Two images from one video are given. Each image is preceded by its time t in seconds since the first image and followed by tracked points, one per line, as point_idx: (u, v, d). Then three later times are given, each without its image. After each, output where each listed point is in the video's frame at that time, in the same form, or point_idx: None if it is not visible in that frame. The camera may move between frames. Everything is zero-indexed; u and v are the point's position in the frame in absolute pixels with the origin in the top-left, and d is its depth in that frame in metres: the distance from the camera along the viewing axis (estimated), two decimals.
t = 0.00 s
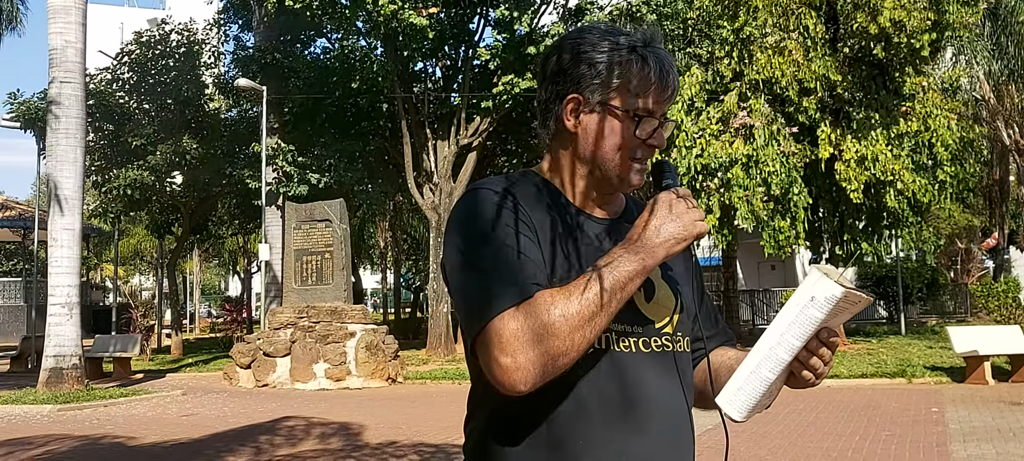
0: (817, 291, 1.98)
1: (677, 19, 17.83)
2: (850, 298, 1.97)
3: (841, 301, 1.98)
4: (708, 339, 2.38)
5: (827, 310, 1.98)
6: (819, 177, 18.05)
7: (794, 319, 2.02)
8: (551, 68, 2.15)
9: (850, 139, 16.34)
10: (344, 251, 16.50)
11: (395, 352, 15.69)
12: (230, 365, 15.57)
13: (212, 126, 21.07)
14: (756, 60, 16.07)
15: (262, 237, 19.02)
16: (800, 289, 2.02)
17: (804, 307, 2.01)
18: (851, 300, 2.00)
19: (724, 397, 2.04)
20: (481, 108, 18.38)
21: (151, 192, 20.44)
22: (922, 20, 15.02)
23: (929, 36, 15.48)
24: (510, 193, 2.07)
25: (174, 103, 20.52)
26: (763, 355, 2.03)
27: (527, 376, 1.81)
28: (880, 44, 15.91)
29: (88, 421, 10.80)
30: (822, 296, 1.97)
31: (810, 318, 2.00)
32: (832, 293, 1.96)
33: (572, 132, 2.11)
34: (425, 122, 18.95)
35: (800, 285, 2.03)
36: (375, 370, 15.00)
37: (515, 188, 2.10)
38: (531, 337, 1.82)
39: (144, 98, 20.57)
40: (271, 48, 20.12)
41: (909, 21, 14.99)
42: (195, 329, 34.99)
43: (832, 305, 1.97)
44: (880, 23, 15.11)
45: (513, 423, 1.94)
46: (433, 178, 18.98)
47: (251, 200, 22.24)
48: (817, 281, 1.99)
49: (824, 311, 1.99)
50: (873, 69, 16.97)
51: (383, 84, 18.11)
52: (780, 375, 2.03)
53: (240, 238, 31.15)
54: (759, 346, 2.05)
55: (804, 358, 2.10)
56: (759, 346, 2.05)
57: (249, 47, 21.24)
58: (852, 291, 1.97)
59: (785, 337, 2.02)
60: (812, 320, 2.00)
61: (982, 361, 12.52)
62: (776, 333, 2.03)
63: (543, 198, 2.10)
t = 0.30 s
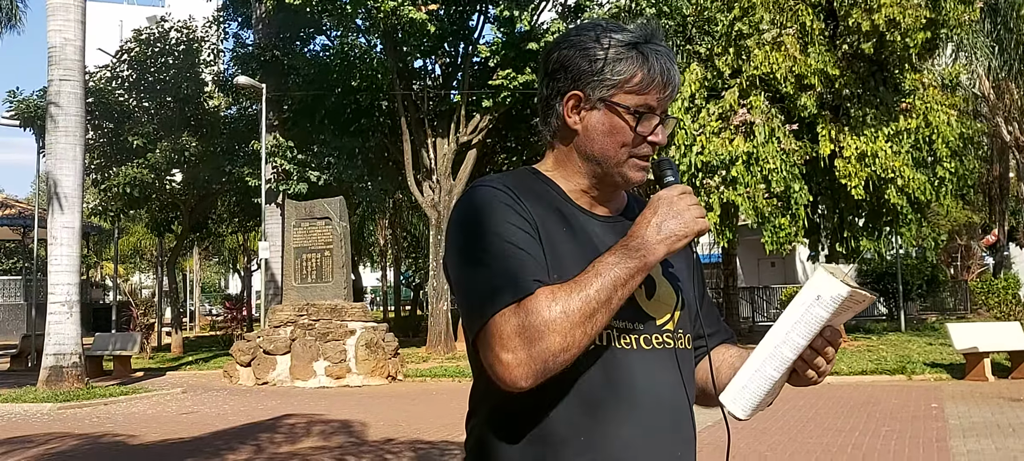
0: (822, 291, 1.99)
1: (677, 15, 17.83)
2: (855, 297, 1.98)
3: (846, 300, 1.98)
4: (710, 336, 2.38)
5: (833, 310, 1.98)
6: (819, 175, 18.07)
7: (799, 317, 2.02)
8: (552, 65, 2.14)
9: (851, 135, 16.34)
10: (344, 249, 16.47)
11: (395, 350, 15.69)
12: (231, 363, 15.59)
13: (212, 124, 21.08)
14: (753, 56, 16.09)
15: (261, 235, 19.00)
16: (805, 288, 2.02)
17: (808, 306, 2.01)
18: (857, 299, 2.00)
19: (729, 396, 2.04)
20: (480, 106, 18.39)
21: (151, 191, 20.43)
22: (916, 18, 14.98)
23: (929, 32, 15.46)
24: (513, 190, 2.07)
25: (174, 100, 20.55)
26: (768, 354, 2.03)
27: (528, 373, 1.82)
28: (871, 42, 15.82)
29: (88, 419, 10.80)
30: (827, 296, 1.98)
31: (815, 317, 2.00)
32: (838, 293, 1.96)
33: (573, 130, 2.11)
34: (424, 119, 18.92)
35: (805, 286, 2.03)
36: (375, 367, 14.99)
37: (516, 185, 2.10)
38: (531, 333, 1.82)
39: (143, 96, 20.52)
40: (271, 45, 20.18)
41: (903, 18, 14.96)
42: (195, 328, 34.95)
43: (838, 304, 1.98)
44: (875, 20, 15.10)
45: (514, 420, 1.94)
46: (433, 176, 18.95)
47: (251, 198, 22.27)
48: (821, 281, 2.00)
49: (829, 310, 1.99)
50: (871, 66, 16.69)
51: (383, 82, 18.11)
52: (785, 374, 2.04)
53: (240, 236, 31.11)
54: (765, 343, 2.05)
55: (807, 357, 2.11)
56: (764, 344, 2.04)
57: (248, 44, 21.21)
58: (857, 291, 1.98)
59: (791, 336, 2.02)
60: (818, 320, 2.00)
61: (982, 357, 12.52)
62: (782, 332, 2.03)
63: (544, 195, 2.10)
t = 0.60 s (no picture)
0: (819, 289, 1.97)
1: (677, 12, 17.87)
2: (853, 295, 1.97)
3: (844, 298, 1.97)
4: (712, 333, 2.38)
5: (829, 307, 1.97)
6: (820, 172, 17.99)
7: (796, 315, 2.01)
8: (553, 62, 2.14)
9: (849, 133, 16.37)
10: (344, 247, 16.50)
11: (395, 347, 15.68)
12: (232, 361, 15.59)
13: (212, 122, 21.06)
14: (749, 55, 16.26)
15: (262, 233, 18.99)
16: (802, 284, 2.01)
17: (805, 303, 2.00)
18: (854, 297, 1.99)
19: (728, 392, 2.05)
20: (480, 104, 18.40)
21: (151, 189, 20.43)
22: (914, 17, 14.95)
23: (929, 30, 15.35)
24: (513, 187, 2.08)
25: (174, 98, 20.49)
26: (765, 351, 2.04)
27: (529, 370, 1.82)
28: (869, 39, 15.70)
29: (89, 417, 10.82)
30: (824, 292, 1.96)
31: (811, 314, 2.00)
32: (834, 289, 1.95)
33: (574, 127, 2.11)
34: (424, 117, 18.90)
35: (802, 283, 2.02)
36: (376, 365, 14.97)
37: (517, 183, 2.10)
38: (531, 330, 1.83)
39: (143, 94, 20.52)
40: (270, 43, 20.21)
41: (901, 16, 14.96)
42: (195, 326, 34.96)
43: (834, 302, 1.96)
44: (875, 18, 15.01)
45: (515, 416, 1.94)
46: (433, 173, 18.95)
47: (251, 196, 22.29)
48: (817, 276, 1.99)
49: (825, 308, 1.98)
50: (870, 64, 16.62)
51: (383, 80, 18.14)
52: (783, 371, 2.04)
53: (240, 234, 31.13)
54: (762, 340, 2.06)
55: (807, 354, 2.11)
56: (761, 341, 2.05)
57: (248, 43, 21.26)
58: (854, 288, 1.95)
59: (788, 334, 2.02)
60: (815, 317, 2.00)
61: (983, 354, 12.53)
62: (779, 329, 2.04)
63: (546, 193, 2.10)
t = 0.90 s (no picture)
0: (824, 295, 2.00)
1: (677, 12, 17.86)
2: (857, 300, 1.98)
3: (848, 303, 1.99)
4: (714, 332, 2.39)
5: (834, 313, 1.99)
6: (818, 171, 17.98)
7: (801, 320, 2.02)
8: (552, 63, 2.14)
9: (847, 133, 16.34)
10: (344, 247, 16.51)
11: (395, 347, 15.67)
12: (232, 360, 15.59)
13: (212, 123, 20.96)
14: (749, 55, 16.28)
15: (262, 233, 18.98)
16: (807, 289, 2.03)
17: (809, 311, 2.02)
18: (858, 302, 2.01)
19: (730, 396, 2.05)
20: (480, 104, 18.40)
21: (151, 188, 20.44)
22: (917, 16, 14.80)
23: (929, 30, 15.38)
24: (513, 187, 2.08)
25: (174, 98, 20.40)
26: (770, 356, 2.04)
27: (527, 370, 1.82)
28: (874, 40, 15.54)
29: (89, 418, 10.82)
30: (829, 299, 1.99)
31: (817, 320, 2.01)
32: (840, 296, 1.97)
33: (573, 128, 2.12)
34: (424, 117, 18.88)
35: (806, 288, 2.03)
36: (377, 365, 14.98)
37: (516, 182, 2.10)
38: (530, 330, 1.83)
39: (143, 94, 20.50)
40: (270, 44, 20.15)
41: (903, 16, 14.76)
42: (195, 326, 34.95)
43: (840, 308, 1.98)
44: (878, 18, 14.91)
45: (514, 416, 1.95)
46: (433, 173, 18.94)
47: (251, 195, 22.28)
48: (823, 282, 2.01)
49: (830, 314, 2.00)
50: (870, 64, 16.55)
51: (383, 80, 18.16)
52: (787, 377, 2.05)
53: (241, 234, 31.12)
54: (766, 345, 2.06)
55: (810, 358, 2.11)
56: (766, 346, 2.05)
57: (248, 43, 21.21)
58: (859, 293, 1.98)
59: (792, 339, 2.03)
60: (820, 323, 2.01)
61: (983, 354, 12.53)
62: (783, 334, 2.04)
63: (546, 193, 2.11)
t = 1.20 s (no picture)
0: (818, 293, 1.98)
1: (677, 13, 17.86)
2: (851, 299, 1.97)
3: (842, 302, 1.97)
4: (714, 331, 2.39)
5: (828, 311, 1.98)
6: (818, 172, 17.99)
7: (795, 318, 2.01)
8: (550, 65, 2.14)
9: (846, 135, 16.40)
10: (344, 247, 16.49)
11: (395, 348, 15.66)
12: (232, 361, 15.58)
13: (212, 124, 20.99)
14: (750, 56, 16.26)
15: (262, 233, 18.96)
16: (803, 287, 2.02)
17: (805, 308, 2.00)
18: (854, 300, 1.99)
19: (727, 396, 2.05)
20: (480, 104, 18.40)
21: (151, 189, 20.42)
22: (919, 18, 14.78)
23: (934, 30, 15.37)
24: (512, 187, 2.08)
25: (174, 99, 20.42)
26: (767, 355, 2.04)
27: (526, 369, 1.82)
28: (877, 40, 15.52)
29: (90, 418, 10.83)
30: (823, 297, 1.97)
31: (811, 319, 2.00)
32: (833, 294, 1.95)
33: (571, 130, 2.11)
34: (424, 118, 18.84)
35: (801, 286, 2.02)
36: (377, 365, 14.97)
37: (516, 182, 2.10)
38: (529, 329, 1.82)
39: (143, 95, 20.49)
40: (270, 45, 20.11)
41: (906, 16, 14.73)
42: (195, 326, 34.94)
43: (833, 306, 1.97)
44: (879, 20, 14.87)
45: (513, 417, 1.94)
46: (433, 174, 18.94)
47: (251, 196, 22.27)
48: (817, 281, 1.99)
49: (824, 312, 1.98)
50: (870, 65, 16.49)
51: (383, 80, 18.16)
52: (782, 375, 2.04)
53: (240, 235, 31.12)
54: (762, 343, 2.06)
55: (807, 356, 2.11)
56: (762, 344, 2.05)
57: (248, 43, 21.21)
58: (853, 292, 1.96)
59: (787, 338, 2.02)
60: (814, 321, 2.00)
61: (983, 355, 12.52)
62: (778, 332, 2.03)
63: (545, 192, 2.10)
